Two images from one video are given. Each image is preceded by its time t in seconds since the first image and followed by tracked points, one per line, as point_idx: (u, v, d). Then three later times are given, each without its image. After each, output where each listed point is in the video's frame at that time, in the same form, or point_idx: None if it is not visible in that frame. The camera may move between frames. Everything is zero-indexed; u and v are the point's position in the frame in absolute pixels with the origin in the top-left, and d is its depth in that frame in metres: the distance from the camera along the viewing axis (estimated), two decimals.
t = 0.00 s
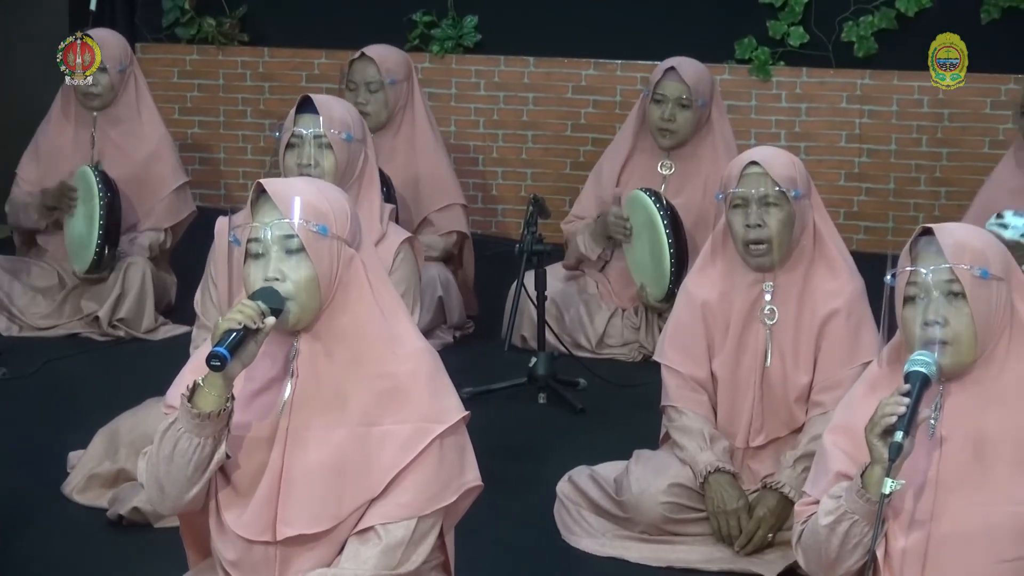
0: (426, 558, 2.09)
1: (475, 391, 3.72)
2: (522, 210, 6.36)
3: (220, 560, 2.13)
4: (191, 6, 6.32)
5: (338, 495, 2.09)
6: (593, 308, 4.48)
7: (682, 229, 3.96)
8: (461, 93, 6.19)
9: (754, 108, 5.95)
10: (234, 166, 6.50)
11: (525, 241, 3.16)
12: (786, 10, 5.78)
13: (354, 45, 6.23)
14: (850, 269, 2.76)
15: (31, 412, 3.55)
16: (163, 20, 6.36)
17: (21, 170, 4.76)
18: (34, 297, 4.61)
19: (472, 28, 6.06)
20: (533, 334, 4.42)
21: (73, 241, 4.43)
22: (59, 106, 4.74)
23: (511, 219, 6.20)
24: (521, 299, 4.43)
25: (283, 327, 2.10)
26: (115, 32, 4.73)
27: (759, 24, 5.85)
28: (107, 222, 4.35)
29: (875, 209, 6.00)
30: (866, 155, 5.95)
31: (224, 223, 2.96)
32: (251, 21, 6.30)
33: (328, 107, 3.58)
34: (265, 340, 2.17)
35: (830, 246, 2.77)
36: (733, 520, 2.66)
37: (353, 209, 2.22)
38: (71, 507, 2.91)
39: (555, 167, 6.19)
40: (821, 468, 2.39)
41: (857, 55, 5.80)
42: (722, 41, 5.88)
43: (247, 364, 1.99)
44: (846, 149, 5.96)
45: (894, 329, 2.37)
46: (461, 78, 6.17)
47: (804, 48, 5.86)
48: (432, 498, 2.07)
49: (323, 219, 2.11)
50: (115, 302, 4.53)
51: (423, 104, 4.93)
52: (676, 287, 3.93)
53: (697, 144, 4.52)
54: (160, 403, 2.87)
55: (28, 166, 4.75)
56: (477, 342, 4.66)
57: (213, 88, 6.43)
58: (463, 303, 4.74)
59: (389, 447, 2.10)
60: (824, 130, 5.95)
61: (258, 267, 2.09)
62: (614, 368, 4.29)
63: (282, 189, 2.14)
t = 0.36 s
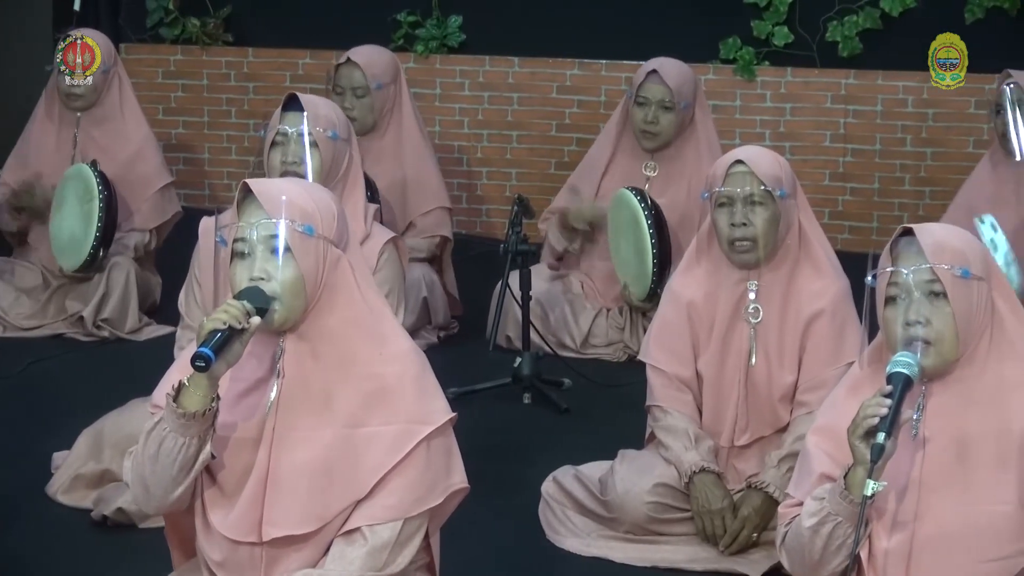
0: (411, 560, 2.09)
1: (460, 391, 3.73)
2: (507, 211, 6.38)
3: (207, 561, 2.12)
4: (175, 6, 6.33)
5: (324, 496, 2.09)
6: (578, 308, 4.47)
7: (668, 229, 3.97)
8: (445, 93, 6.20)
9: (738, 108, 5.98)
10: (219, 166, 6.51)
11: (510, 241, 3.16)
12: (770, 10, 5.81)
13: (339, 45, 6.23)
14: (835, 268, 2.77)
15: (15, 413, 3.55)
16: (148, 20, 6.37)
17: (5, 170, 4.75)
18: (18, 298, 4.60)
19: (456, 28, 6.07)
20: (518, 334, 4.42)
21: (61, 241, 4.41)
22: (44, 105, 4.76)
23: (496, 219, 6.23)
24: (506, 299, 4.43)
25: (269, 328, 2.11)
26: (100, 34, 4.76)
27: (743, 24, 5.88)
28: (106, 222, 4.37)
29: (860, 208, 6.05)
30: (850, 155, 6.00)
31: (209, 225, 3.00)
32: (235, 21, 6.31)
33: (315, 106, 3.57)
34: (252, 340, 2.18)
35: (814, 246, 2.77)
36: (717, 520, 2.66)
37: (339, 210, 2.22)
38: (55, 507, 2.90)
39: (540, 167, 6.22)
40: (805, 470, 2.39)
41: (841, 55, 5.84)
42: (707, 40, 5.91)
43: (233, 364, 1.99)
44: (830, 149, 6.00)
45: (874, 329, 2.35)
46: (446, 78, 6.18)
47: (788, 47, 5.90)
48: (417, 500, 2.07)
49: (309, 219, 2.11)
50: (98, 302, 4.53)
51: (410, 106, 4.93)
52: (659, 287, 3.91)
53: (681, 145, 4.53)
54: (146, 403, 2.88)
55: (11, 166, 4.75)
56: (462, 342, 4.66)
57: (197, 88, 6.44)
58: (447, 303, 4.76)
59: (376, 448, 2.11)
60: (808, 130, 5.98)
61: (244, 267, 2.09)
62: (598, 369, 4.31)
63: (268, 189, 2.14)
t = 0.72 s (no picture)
0: (396, 560, 2.10)
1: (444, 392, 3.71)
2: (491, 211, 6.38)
3: (191, 559, 2.14)
4: (159, 7, 6.35)
5: (310, 496, 2.10)
6: (562, 308, 4.49)
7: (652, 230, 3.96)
8: (429, 93, 6.20)
9: (722, 107, 6.01)
10: (203, 167, 6.51)
11: (494, 241, 3.16)
12: (754, 10, 5.85)
13: (323, 46, 6.24)
14: (819, 268, 2.77)
15: None
16: (131, 21, 6.39)
17: None
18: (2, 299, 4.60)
19: (440, 28, 6.09)
20: (501, 335, 4.41)
21: (45, 240, 4.44)
22: (27, 103, 4.71)
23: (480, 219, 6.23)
24: (490, 299, 4.42)
25: (258, 328, 2.11)
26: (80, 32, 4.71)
27: (727, 24, 5.91)
28: (84, 220, 4.38)
29: (843, 208, 6.07)
30: (834, 155, 6.03)
31: (189, 226, 3.02)
32: (220, 21, 6.30)
33: (294, 106, 3.59)
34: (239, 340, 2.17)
35: (799, 246, 2.77)
36: (702, 520, 2.66)
37: (326, 209, 2.21)
38: (39, 507, 2.90)
39: (523, 166, 6.22)
40: (790, 469, 2.40)
41: (825, 55, 5.88)
42: (691, 40, 5.93)
43: (220, 365, 1.99)
44: (815, 149, 6.02)
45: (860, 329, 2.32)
46: (430, 78, 6.18)
47: (772, 47, 5.93)
48: (402, 500, 2.08)
49: (299, 220, 2.11)
50: (83, 303, 4.54)
51: (394, 108, 4.92)
52: (643, 287, 3.90)
53: (666, 142, 4.53)
54: (130, 404, 2.89)
55: None
56: (447, 342, 4.68)
57: (181, 89, 6.44)
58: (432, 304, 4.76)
59: (361, 448, 2.11)
60: (793, 130, 6.00)
61: (232, 267, 2.10)
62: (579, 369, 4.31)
63: (256, 189, 2.14)
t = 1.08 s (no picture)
0: (379, 559, 2.10)
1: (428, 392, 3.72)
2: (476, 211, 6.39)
3: (173, 561, 2.13)
4: (142, 7, 6.36)
5: (291, 497, 2.09)
6: (546, 308, 4.47)
7: (635, 231, 3.96)
8: (413, 93, 6.21)
9: (705, 107, 6.01)
10: (186, 167, 6.50)
11: (478, 241, 3.18)
12: (738, 10, 5.84)
13: (307, 46, 6.23)
14: (803, 268, 2.77)
15: None
16: (115, 21, 6.40)
17: None
18: None
19: (424, 28, 6.09)
20: (486, 334, 4.40)
21: (23, 243, 4.44)
22: (12, 98, 4.69)
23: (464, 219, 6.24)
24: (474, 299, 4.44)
25: (237, 329, 2.10)
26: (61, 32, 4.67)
27: (711, 24, 5.91)
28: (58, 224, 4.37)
29: (827, 208, 6.10)
30: (818, 155, 6.03)
31: (167, 228, 2.99)
32: (203, 21, 6.30)
33: (268, 108, 3.61)
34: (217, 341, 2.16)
35: (783, 246, 2.77)
36: (686, 520, 2.66)
37: (304, 208, 2.21)
38: (22, 508, 2.90)
39: (507, 166, 6.23)
40: (774, 468, 2.40)
41: (809, 55, 5.88)
42: (675, 40, 5.94)
43: (200, 366, 1.99)
44: (799, 148, 6.03)
45: (844, 326, 2.33)
46: (413, 78, 6.19)
47: (756, 47, 5.94)
48: (384, 499, 2.08)
49: (276, 219, 2.10)
50: (67, 304, 4.53)
51: (378, 109, 4.92)
52: (628, 287, 3.95)
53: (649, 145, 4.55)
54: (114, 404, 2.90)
55: None
56: (431, 343, 4.67)
57: (164, 89, 6.44)
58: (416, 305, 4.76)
59: (342, 447, 2.11)
60: (776, 130, 6.01)
61: (210, 268, 2.09)
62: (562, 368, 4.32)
63: (233, 190, 2.13)
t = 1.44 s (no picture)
0: (364, 560, 2.10)
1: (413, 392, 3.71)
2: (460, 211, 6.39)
3: (158, 562, 2.13)
4: (126, 7, 6.35)
5: (277, 498, 2.10)
6: (531, 309, 4.48)
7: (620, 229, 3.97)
8: (397, 93, 6.22)
9: (690, 107, 6.03)
10: (170, 168, 6.46)
11: (463, 241, 3.19)
12: (722, 10, 5.86)
13: (292, 46, 6.23)
14: (788, 268, 2.77)
15: None
16: (99, 21, 6.38)
17: None
18: None
19: (408, 28, 6.10)
20: (470, 334, 4.43)
21: (10, 243, 4.43)
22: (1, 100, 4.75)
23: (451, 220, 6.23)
24: (459, 299, 4.44)
25: (221, 330, 2.10)
26: (52, 34, 4.75)
27: (695, 24, 5.92)
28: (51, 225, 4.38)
29: (812, 208, 6.09)
30: (803, 155, 6.05)
31: (151, 228, 3.02)
32: (188, 22, 6.32)
33: (249, 107, 3.64)
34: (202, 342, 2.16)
35: (767, 246, 2.77)
36: (671, 520, 2.66)
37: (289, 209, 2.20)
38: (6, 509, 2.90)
39: (493, 166, 6.23)
40: (758, 468, 2.39)
41: (792, 55, 5.89)
42: (659, 40, 5.95)
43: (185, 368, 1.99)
44: (783, 148, 6.05)
45: (830, 327, 2.32)
46: (398, 78, 6.20)
47: (739, 48, 5.96)
48: (370, 500, 2.08)
49: (260, 221, 2.09)
50: (52, 304, 4.54)
51: (364, 109, 4.93)
52: (612, 286, 3.95)
53: (633, 145, 4.56)
54: (98, 405, 2.90)
55: None
56: (416, 343, 4.68)
57: (149, 89, 6.45)
58: (401, 305, 4.76)
59: (327, 448, 2.10)
60: (763, 129, 6.04)
61: (194, 269, 2.08)
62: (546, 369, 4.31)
63: (217, 191, 2.12)
